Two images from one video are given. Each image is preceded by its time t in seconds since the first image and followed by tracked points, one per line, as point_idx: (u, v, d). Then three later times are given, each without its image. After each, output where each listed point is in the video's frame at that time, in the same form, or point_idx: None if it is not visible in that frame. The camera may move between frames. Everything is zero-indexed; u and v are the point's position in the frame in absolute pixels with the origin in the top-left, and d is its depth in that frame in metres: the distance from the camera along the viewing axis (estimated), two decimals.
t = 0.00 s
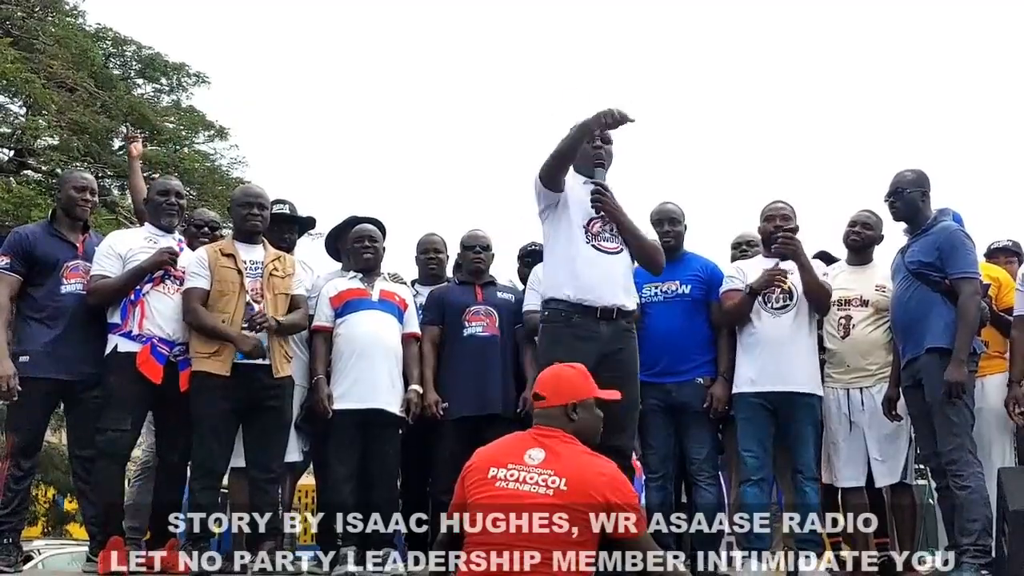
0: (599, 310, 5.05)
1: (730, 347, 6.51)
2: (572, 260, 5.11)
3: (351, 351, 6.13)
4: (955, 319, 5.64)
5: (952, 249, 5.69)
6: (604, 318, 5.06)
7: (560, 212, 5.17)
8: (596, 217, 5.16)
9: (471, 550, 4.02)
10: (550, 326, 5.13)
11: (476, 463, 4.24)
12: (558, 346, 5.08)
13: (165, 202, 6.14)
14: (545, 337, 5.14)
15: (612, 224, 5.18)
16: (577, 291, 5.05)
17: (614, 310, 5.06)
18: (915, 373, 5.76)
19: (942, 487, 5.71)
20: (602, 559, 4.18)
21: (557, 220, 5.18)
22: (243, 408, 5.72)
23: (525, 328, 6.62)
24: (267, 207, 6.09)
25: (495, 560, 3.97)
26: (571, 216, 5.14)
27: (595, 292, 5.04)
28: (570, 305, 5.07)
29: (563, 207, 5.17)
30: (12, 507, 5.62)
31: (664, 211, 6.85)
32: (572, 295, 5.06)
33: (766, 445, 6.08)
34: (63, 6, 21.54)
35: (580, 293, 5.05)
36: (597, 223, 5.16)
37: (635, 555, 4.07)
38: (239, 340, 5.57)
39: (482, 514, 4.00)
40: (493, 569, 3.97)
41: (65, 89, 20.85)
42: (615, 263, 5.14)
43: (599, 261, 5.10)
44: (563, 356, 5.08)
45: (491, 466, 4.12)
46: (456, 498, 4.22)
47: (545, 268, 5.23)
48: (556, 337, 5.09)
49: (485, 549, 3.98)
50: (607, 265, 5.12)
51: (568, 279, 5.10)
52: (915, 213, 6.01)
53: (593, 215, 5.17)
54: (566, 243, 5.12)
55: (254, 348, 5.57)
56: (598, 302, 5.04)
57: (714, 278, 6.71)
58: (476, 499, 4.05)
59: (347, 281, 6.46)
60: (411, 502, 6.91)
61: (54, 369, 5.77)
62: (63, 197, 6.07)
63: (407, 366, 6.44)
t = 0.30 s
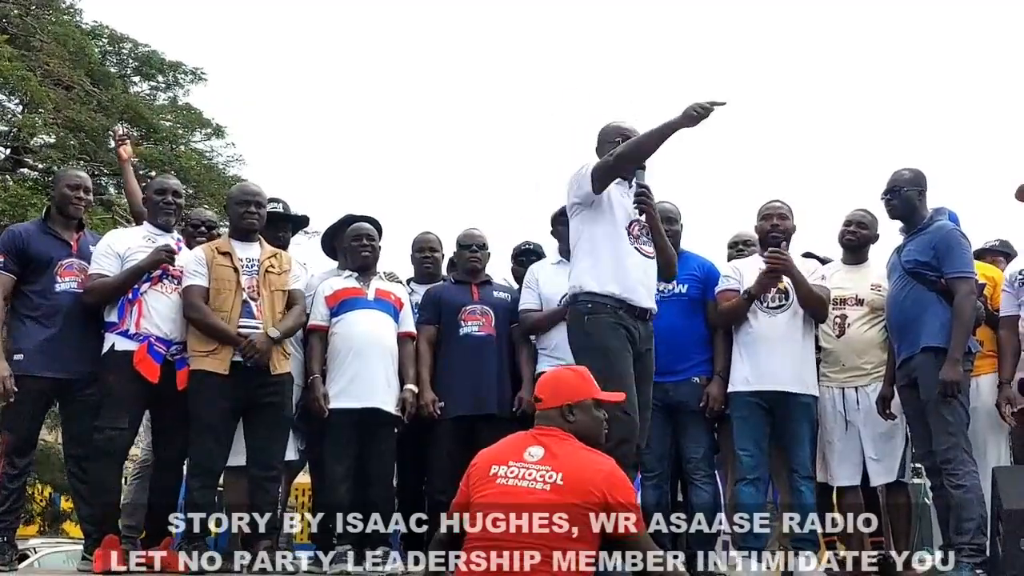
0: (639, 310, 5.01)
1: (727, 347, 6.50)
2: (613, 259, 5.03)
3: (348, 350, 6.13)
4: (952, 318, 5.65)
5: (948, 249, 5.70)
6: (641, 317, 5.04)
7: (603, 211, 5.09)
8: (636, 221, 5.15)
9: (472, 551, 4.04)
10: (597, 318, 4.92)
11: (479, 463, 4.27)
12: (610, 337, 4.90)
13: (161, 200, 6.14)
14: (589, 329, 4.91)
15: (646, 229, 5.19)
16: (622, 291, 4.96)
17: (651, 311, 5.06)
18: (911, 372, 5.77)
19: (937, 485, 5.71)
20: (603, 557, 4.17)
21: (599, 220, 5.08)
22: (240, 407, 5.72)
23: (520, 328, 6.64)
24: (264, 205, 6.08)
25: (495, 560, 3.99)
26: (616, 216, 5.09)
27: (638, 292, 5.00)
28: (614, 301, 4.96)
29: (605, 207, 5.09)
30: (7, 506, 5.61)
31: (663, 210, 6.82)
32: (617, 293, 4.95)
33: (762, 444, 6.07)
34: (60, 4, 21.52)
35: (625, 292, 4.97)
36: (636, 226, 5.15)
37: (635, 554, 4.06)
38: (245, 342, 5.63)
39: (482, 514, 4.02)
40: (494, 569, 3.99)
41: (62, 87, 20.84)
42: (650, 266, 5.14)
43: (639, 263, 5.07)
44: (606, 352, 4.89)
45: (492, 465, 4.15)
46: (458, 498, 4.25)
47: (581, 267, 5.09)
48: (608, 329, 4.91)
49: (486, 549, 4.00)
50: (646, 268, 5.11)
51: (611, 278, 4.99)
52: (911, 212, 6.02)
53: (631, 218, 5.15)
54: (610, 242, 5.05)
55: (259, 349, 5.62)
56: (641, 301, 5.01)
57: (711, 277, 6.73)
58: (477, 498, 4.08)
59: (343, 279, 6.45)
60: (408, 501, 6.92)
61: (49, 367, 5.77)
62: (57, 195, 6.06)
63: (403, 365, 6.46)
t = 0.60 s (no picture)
0: (662, 311, 5.03)
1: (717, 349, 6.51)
2: (635, 260, 5.03)
3: (337, 351, 6.12)
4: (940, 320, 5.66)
5: (937, 250, 5.71)
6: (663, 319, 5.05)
7: (621, 211, 5.08)
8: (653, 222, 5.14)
9: (472, 551, 4.00)
10: (632, 323, 4.88)
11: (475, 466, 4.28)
12: (645, 341, 4.88)
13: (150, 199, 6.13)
14: (623, 333, 4.87)
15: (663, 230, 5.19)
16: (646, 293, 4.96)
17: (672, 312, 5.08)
18: (899, 373, 5.78)
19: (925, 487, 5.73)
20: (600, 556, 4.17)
21: (618, 220, 5.07)
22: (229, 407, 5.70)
23: (509, 328, 6.63)
24: (255, 205, 6.06)
25: (495, 560, 3.96)
26: (635, 216, 5.08)
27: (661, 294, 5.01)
28: (642, 305, 4.95)
29: (623, 207, 5.09)
30: None
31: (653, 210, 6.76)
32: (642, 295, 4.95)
33: (751, 445, 6.06)
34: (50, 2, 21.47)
35: (651, 295, 4.97)
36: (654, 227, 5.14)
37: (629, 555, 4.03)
38: (234, 344, 5.62)
39: (482, 514, 4.00)
40: (494, 569, 3.96)
41: (53, 85, 20.79)
42: (668, 266, 5.15)
43: (659, 265, 5.07)
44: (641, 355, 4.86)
45: (488, 466, 4.15)
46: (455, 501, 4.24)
47: (603, 268, 5.06)
48: (643, 332, 4.89)
49: (486, 549, 3.97)
50: (665, 268, 5.13)
51: (637, 280, 4.98)
52: (902, 213, 6.03)
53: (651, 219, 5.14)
54: (631, 243, 5.05)
55: (247, 354, 5.60)
56: (664, 303, 5.03)
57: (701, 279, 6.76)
58: (475, 499, 4.06)
59: (333, 280, 6.45)
60: (396, 501, 6.91)
61: (36, 367, 5.74)
62: (43, 194, 6.04)
63: (392, 366, 6.46)
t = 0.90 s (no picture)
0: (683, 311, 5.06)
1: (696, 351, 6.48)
2: (658, 260, 5.05)
3: (314, 352, 6.10)
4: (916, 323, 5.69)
5: (915, 254, 5.74)
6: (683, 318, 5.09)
7: (641, 210, 5.10)
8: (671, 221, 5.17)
9: (472, 552, 3.95)
10: (656, 324, 4.89)
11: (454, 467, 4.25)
12: (668, 345, 4.88)
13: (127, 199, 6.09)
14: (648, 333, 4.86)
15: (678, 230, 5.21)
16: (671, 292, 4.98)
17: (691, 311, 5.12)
18: (875, 376, 5.81)
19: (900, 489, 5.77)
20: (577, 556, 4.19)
21: (638, 219, 5.09)
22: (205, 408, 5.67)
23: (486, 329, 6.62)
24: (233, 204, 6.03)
25: (497, 560, 3.94)
26: (656, 217, 5.12)
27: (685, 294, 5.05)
28: (667, 306, 4.97)
29: (643, 206, 5.11)
30: None
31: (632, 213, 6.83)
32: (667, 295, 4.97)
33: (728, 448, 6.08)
34: None
35: (677, 297, 5.01)
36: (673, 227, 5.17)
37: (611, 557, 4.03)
38: (209, 344, 5.57)
39: (481, 514, 3.94)
40: (495, 569, 3.94)
41: (30, 82, 20.63)
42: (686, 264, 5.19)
43: (679, 264, 5.10)
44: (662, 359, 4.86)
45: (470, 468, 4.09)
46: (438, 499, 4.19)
47: (627, 267, 5.06)
48: (667, 336, 4.89)
49: (486, 549, 3.94)
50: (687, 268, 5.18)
51: (662, 279, 5.00)
52: (880, 217, 6.06)
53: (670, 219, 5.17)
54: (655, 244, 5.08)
55: (222, 354, 5.55)
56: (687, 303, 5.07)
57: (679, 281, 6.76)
58: (464, 499, 4.01)
59: (311, 280, 6.43)
60: (373, 502, 6.90)
61: (10, 367, 5.69)
62: (20, 193, 5.98)
63: (369, 367, 6.45)
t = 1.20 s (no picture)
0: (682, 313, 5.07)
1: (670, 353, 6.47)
2: (657, 261, 5.06)
3: (291, 352, 6.08)
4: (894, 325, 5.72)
5: (892, 256, 5.77)
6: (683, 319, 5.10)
7: (639, 214, 5.08)
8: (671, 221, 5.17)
9: (473, 552, 3.92)
10: (654, 324, 4.90)
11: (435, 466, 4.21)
12: (665, 347, 4.90)
13: (102, 197, 6.05)
14: (646, 334, 4.88)
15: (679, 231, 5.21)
16: (669, 294, 4.99)
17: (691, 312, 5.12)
18: (852, 377, 5.84)
19: (876, 490, 5.79)
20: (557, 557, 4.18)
21: (637, 223, 5.08)
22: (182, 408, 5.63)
23: (464, 330, 6.62)
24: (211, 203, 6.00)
25: (496, 559, 3.93)
26: (654, 219, 5.09)
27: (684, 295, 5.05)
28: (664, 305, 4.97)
29: (641, 207, 5.10)
30: None
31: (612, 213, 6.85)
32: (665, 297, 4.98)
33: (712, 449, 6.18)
34: None
35: (675, 297, 5.01)
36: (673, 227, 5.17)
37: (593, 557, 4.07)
38: (186, 343, 5.55)
39: (481, 514, 3.91)
40: (494, 569, 3.93)
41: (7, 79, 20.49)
42: (687, 264, 5.19)
43: (676, 265, 5.10)
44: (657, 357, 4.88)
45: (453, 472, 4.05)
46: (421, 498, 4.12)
47: (625, 270, 5.07)
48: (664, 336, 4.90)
49: (486, 549, 3.91)
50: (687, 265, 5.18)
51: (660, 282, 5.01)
52: (860, 220, 6.08)
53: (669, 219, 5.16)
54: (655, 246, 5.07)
55: (200, 352, 5.54)
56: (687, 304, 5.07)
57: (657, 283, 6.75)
58: (457, 499, 3.96)
59: (288, 280, 6.41)
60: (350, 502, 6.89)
61: None
62: None
63: (347, 367, 6.43)
